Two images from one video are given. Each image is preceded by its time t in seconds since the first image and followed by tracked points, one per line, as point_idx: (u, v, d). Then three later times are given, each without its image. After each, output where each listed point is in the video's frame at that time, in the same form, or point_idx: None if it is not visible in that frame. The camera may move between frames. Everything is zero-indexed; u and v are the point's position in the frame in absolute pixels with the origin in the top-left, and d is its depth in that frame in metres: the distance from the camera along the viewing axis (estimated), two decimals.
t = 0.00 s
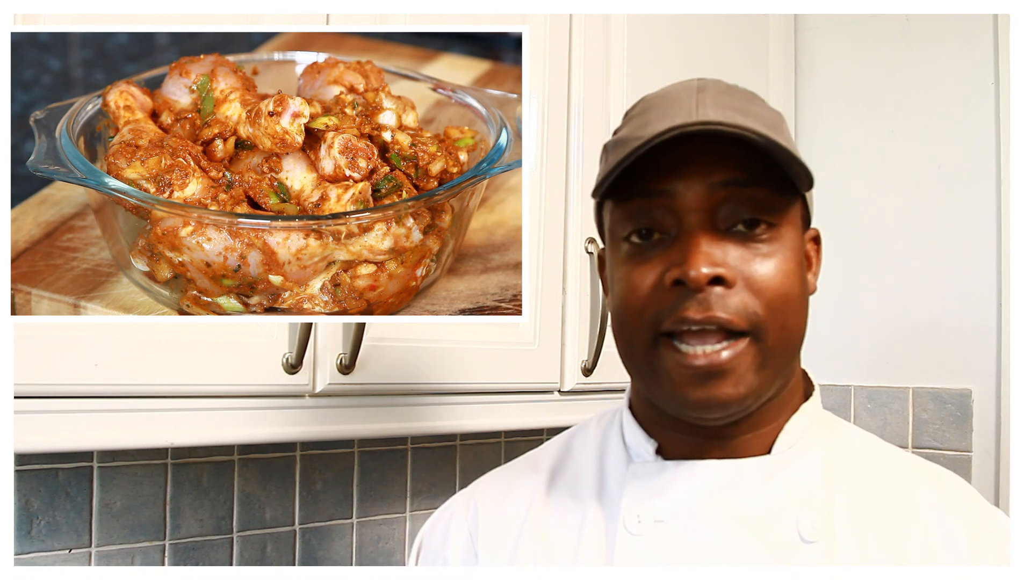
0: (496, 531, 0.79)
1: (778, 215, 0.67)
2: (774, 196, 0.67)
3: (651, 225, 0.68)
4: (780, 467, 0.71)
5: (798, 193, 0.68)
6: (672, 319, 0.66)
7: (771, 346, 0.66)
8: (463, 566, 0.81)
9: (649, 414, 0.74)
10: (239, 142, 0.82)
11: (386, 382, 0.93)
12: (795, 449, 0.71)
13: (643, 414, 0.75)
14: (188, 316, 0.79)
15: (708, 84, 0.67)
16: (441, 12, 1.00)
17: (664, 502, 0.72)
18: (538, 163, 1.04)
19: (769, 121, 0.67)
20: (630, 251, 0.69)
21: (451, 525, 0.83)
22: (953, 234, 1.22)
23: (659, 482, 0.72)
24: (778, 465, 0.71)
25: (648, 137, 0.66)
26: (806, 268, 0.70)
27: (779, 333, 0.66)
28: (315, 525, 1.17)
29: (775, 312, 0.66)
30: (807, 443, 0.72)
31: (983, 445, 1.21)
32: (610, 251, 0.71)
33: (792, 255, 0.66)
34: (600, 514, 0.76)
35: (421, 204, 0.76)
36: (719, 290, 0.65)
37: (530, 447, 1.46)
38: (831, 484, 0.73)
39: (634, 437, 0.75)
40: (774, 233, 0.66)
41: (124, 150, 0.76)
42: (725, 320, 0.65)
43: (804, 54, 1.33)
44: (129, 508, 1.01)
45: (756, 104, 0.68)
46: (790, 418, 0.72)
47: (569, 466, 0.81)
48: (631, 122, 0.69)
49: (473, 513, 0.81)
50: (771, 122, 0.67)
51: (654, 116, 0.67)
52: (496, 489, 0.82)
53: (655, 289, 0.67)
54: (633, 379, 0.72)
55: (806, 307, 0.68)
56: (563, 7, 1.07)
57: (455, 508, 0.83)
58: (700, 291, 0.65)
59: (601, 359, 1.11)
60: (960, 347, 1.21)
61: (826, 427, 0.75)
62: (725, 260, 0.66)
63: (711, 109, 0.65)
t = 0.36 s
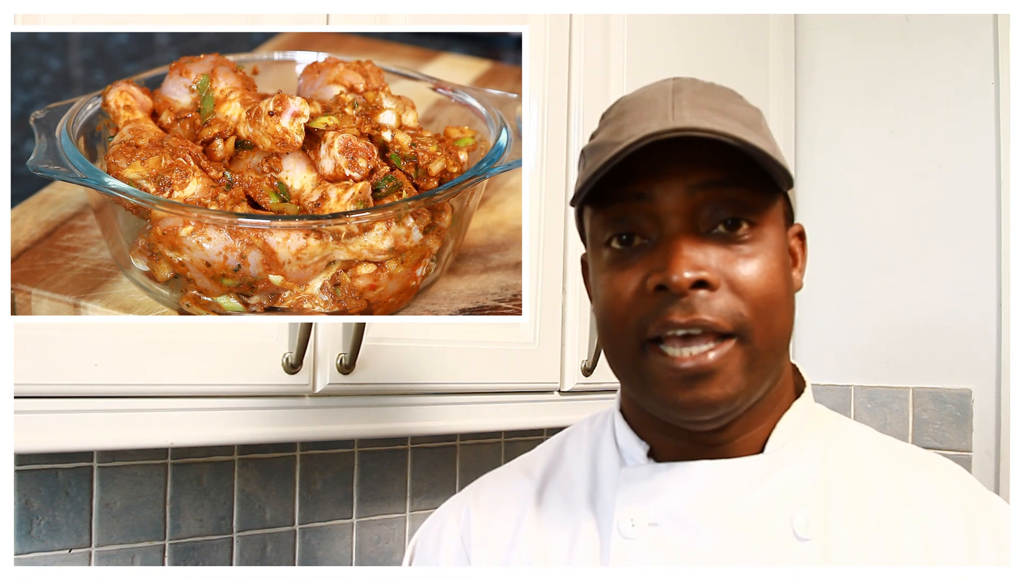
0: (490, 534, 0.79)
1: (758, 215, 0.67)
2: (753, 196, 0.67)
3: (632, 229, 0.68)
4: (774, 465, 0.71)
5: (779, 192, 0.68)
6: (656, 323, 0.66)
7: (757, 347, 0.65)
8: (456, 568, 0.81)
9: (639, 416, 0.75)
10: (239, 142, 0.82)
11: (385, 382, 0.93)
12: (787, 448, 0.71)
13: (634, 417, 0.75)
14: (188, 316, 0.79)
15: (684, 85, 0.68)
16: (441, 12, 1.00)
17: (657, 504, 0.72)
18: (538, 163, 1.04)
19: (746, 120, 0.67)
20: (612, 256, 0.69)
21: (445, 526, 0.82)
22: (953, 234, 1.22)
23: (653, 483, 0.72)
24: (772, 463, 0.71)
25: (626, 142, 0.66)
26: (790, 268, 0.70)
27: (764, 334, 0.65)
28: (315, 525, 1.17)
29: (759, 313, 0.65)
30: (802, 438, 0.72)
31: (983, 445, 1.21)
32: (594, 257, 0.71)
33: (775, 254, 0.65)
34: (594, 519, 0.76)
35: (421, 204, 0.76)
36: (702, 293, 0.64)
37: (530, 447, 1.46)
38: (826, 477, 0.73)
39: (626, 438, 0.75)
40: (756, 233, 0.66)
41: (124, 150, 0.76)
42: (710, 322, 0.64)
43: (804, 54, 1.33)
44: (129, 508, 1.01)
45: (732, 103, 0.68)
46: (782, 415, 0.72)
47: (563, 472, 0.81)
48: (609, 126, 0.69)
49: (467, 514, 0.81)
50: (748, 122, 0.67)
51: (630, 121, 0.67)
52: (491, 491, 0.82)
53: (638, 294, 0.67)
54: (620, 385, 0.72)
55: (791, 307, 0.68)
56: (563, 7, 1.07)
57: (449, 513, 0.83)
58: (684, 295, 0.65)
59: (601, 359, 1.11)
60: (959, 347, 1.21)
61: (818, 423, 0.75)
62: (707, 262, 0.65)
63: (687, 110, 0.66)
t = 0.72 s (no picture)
0: (482, 535, 0.80)
1: (748, 220, 0.64)
2: (744, 200, 0.64)
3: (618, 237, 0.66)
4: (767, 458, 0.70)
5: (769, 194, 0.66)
6: (644, 333, 0.64)
7: (747, 352, 0.63)
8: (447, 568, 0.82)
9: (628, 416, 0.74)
10: (239, 142, 0.82)
11: (386, 382, 0.93)
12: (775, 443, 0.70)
13: (626, 417, 0.74)
14: (188, 316, 0.79)
15: (673, 86, 0.65)
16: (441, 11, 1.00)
17: (647, 502, 0.71)
18: (538, 163, 1.04)
19: (734, 120, 0.65)
20: (598, 263, 0.67)
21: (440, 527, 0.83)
22: (953, 234, 1.22)
23: (643, 484, 0.71)
24: (765, 456, 0.70)
25: (612, 146, 0.64)
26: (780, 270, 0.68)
27: (754, 341, 0.63)
28: (315, 525, 1.17)
29: (751, 322, 0.63)
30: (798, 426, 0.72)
31: (983, 444, 1.21)
32: (580, 261, 0.69)
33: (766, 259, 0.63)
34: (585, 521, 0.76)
35: (421, 204, 0.77)
36: (692, 302, 0.62)
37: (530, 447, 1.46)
38: (821, 469, 0.73)
39: (616, 437, 0.75)
40: (746, 239, 0.64)
41: (124, 150, 0.76)
42: (699, 333, 0.62)
43: (804, 54, 1.31)
44: (129, 508, 1.01)
45: (721, 104, 0.65)
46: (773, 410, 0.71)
47: (553, 471, 0.80)
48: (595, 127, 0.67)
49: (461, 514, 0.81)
50: (737, 122, 0.65)
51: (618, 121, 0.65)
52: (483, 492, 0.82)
53: (625, 302, 0.65)
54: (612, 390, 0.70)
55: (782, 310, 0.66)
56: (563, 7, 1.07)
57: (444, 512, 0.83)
58: (673, 304, 0.63)
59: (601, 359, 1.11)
60: (958, 347, 1.22)
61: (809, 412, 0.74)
62: (696, 269, 0.63)
63: (674, 112, 0.63)
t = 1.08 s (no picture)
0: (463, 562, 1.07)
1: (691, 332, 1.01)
2: (675, 334, 1.01)
3: (565, 329, 1.00)
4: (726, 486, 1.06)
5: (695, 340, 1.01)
6: (595, 432, 1.01)
7: (683, 424, 1.02)
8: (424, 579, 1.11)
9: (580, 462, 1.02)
10: (239, 142, 0.82)
11: (385, 383, 0.94)
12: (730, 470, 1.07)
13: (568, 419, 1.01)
14: (188, 316, 0.79)
15: (625, 182, 1.01)
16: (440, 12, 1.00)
17: (605, 540, 1.04)
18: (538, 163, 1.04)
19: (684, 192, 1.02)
20: (538, 345, 1.01)
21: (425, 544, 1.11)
22: (954, 233, 1.21)
23: (604, 527, 1.04)
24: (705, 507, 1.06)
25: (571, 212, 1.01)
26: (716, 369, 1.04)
27: (681, 423, 1.02)
28: (315, 525, 1.17)
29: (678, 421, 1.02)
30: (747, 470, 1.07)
31: (983, 446, 1.19)
32: (520, 338, 1.02)
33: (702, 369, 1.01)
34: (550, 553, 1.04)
35: (421, 204, 0.76)
36: (628, 412, 1.00)
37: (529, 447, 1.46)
38: (789, 492, 1.08)
39: (569, 483, 1.04)
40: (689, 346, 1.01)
41: (124, 150, 0.76)
42: (637, 445, 1.01)
43: (805, 54, 1.27)
44: (129, 508, 1.01)
45: (676, 178, 1.02)
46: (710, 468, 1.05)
47: (517, 507, 1.07)
48: (548, 179, 1.02)
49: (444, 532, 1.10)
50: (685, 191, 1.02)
51: (574, 264, 1.00)
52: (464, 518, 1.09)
53: (564, 398, 1.01)
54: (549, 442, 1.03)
55: (711, 409, 1.03)
56: (563, 7, 1.07)
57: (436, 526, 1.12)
58: (613, 417, 1.00)
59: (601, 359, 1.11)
60: (960, 346, 1.20)
61: (770, 449, 1.09)
62: (640, 391, 1.00)
63: (628, 187, 1.01)
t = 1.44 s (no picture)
0: (494, 530, 0.96)
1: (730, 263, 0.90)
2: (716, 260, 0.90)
3: (611, 298, 0.91)
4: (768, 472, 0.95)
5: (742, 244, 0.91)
6: (657, 387, 0.92)
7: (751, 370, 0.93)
8: (442, 567, 0.99)
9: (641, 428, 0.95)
10: (239, 142, 0.82)
11: (384, 383, 0.94)
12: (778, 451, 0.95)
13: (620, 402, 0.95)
14: (188, 316, 0.79)
15: (627, 152, 0.90)
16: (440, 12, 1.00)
17: (655, 506, 0.97)
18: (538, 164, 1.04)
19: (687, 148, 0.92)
20: (594, 322, 0.94)
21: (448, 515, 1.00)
22: (955, 233, 1.21)
23: (661, 488, 0.96)
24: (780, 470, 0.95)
25: (584, 205, 0.91)
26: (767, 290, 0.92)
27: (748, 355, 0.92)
28: (315, 525, 1.17)
29: (744, 358, 0.92)
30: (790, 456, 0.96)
31: (983, 446, 1.21)
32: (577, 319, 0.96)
33: (759, 287, 0.91)
34: (594, 523, 0.96)
35: (422, 204, 0.76)
36: (694, 355, 0.91)
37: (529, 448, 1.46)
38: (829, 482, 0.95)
39: (629, 441, 0.97)
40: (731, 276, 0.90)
41: (124, 150, 0.76)
42: (707, 383, 0.92)
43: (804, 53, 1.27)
44: (129, 508, 1.01)
45: (681, 135, 0.92)
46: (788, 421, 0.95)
47: (565, 465, 0.98)
48: (569, 183, 0.92)
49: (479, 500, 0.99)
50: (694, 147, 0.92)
51: (592, 228, 0.90)
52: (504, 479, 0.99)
53: (627, 361, 0.93)
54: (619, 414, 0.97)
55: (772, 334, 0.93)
56: (563, 7, 1.07)
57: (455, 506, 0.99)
58: (677, 362, 0.91)
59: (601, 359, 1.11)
60: (959, 346, 1.21)
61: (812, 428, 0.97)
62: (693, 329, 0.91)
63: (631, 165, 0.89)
